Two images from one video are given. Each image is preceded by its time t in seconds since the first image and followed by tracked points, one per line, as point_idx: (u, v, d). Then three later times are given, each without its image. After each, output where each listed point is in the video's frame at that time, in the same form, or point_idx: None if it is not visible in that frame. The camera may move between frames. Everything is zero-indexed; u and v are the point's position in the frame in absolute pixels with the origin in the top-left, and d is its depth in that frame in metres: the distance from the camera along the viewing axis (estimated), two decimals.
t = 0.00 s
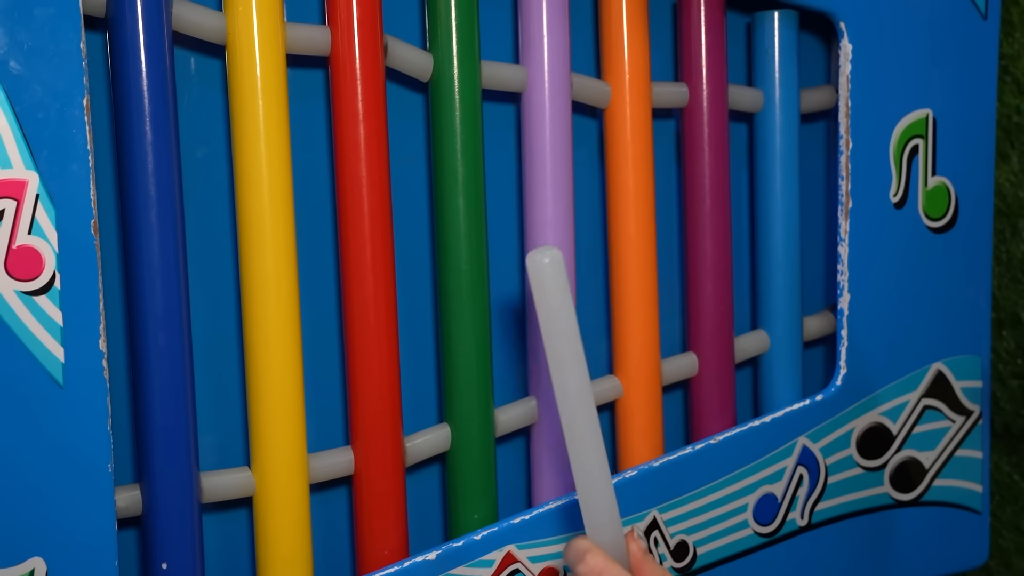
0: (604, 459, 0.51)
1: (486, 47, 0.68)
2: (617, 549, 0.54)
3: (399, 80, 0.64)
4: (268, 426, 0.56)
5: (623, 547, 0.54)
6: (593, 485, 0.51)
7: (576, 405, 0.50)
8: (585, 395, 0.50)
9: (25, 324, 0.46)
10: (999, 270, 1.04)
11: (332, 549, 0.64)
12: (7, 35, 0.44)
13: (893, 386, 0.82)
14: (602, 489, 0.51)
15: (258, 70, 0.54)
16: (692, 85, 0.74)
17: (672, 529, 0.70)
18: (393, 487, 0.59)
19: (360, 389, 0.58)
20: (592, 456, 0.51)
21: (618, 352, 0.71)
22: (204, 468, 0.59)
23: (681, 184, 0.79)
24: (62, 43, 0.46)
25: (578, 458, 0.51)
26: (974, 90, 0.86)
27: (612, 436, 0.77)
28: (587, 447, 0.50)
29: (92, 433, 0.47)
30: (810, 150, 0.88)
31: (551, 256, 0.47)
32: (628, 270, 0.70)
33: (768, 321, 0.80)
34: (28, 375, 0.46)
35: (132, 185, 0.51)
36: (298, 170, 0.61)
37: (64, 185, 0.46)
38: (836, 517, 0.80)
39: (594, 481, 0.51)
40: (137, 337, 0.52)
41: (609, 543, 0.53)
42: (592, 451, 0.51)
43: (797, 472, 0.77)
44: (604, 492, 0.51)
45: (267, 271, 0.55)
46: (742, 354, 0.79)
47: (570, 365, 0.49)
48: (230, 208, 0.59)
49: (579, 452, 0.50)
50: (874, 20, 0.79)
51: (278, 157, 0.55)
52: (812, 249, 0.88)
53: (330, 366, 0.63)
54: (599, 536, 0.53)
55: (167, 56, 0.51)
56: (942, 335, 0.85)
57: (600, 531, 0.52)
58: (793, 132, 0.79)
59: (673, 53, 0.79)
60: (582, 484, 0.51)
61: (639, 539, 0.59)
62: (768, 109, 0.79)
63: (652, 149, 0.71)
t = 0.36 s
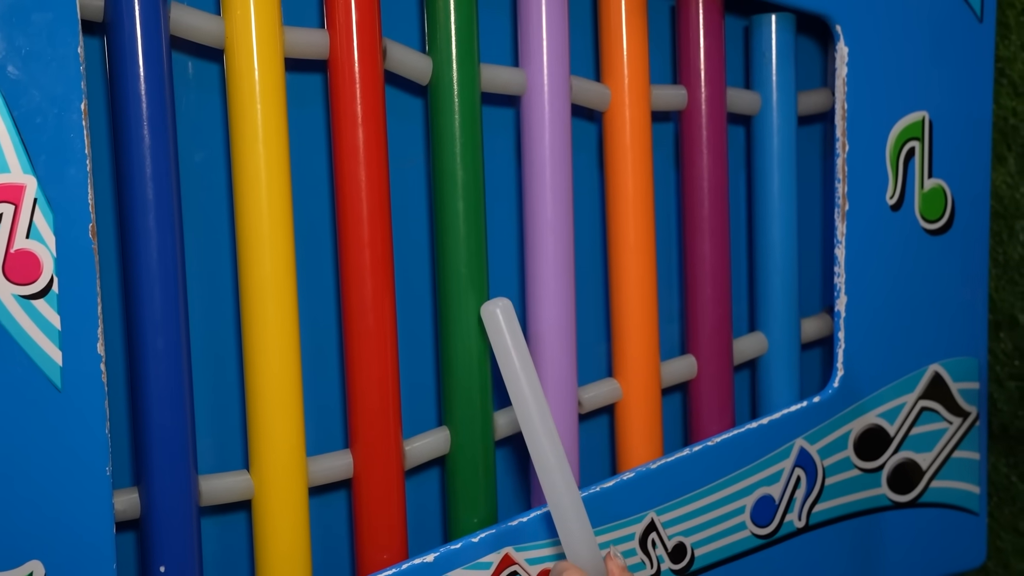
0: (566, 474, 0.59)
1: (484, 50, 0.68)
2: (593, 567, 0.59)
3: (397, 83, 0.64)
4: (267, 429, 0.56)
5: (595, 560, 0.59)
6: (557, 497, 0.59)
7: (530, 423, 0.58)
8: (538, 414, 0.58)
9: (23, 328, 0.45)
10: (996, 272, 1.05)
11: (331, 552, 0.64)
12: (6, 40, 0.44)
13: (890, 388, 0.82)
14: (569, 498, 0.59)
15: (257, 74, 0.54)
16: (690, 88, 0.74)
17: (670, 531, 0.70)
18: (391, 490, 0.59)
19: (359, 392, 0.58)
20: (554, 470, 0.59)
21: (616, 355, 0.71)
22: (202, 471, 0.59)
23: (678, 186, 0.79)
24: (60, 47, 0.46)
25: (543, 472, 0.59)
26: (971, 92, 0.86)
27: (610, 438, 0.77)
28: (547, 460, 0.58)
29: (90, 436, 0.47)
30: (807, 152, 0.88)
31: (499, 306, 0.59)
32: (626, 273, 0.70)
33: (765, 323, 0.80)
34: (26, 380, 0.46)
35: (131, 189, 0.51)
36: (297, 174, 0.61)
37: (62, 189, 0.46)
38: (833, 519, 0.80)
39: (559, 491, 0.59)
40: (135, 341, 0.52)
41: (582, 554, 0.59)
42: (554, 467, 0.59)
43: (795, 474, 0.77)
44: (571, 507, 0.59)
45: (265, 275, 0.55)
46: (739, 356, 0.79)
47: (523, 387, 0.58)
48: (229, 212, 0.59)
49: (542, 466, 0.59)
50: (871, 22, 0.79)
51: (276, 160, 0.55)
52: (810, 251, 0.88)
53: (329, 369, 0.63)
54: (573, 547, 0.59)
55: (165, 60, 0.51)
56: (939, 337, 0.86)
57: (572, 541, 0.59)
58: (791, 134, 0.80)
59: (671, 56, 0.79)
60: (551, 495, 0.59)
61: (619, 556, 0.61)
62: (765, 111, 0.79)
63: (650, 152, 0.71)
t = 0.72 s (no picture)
0: (572, 478, 0.60)
1: (485, 54, 0.69)
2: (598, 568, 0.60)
3: (398, 87, 0.65)
4: (269, 431, 0.56)
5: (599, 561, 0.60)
6: (564, 500, 0.60)
7: (537, 429, 0.59)
8: (545, 421, 0.59)
9: (27, 331, 0.46)
10: (998, 275, 1.05)
11: (333, 554, 0.64)
12: (9, 45, 0.45)
13: (892, 390, 0.82)
14: (574, 501, 0.60)
15: (259, 78, 0.54)
16: (690, 91, 0.75)
17: (671, 533, 0.70)
18: (393, 492, 0.59)
19: (360, 394, 0.59)
20: (561, 474, 0.60)
21: (617, 357, 0.72)
22: (205, 473, 0.59)
23: (679, 189, 0.79)
24: (64, 52, 0.46)
25: (550, 477, 0.60)
26: (972, 95, 0.86)
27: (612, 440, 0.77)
28: (554, 466, 0.59)
29: (93, 438, 0.47)
30: (808, 155, 0.88)
31: (507, 314, 0.59)
32: (627, 276, 0.71)
33: (767, 326, 0.81)
34: (30, 382, 0.46)
35: (134, 193, 0.51)
36: (299, 177, 0.61)
37: (66, 192, 0.46)
38: (835, 521, 0.80)
39: (566, 497, 0.60)
40: (138, 343, 0.52)
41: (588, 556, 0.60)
42: (561, 473, 0.59)
43: (796, 477, 0.77)
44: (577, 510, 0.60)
45: (267, 277, 0.55)
46: (740, 359, 0.79)
47: (529, 394, 0.59)
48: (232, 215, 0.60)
49: (550, 472, 0.60)
50: (871, 25, 0.79)
51: (278, 164, 0.55)
52: (811, 254, 0.89)
53: (331, 372, 0.63)
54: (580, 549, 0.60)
55: (168, 65, 0.52)
56: (941, 339, 0.86)
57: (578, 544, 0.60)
58: (791, 137, 0.80)
59: (672, 59, 0.79)
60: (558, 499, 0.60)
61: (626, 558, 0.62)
62: (766, 114, 0.80)
63: (651, 155, 0.71)
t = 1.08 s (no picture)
0: (615, 432, 0.58)
1: (486, 52, 0.69)
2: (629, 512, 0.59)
3: (399, 86, 0.65)
4: (270, 430, 0.56)
5: (633, 509, 0.59)
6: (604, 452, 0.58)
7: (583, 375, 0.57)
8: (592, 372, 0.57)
9: (28, 329, 0.46)
10: (998, 274, 1.05)
11: (335, 553, 0.64)
12: (10, 43, 0.45)
13: (893, 389, 0.82)
14: (613, 451, 0.58)
15: (260, 77, 0.54)
16: (692, 90, 0.75)
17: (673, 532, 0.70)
18: (396, 491, 0.59)
19: (362, 394, 0.59)
20: (604, 422, 0.57)
21: (618, 356, 0.72)
22: (207, 472, 0.59)
23: (681, 188, 0.79)
24: (66, 50, 0.46)
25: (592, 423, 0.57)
26: (973, 95, 0.86)
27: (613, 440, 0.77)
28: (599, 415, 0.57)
29: (95, 437, 0.47)
30: (809, 154, 0.88)
31: (563, 252, 0.57)
32: (628, 275, 0.71)
33: (767, 324, 0.81)
34: (31, 381, 0.46)
35: (135, 191, 0.51)
36: (300, 176, 0.61)
37: (67, 190, 0.46)
38: (836, 520, 0.80)
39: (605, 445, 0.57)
40: (139, 342, 0.52)
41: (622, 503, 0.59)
42: (603, 424, 0.57)
43: (797, 475, 0.77)
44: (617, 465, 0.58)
45: (269, 275, 0.55)
46: (742, 358, 0.79)
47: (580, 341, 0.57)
48: (233, 214, 0.60)
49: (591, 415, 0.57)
50: (873, 24, 0.79)
51: (280, 162, 0.55)
52: (812, 253, 0.89)
53: (332, 371, 0.63)
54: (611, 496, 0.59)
55: (169, 63, 0.51)
56: (942, 338, 0.86)
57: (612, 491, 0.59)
58: (792, 136, 0.80)
59: (673, 58, 0.79)
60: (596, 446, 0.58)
61: (653, 503, 0.62)
62: (767, 114, 0.80)
63: (653, 154, 0.71)
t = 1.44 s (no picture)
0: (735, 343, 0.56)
1: (488, 52, 0.69)
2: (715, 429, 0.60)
3: (401, 85, 0.65)
4: (271, 430, 0.56)
5: (720, 426, 0.60)
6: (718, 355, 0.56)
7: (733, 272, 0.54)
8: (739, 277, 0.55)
9: (30, 329, 0.46)
10: (999, 275, 1.05)
11: (336, 552, 0.64)
12: (12, 43, 0.45)
13: (894, 389, 0.82)
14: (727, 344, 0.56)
15: (262, 76, 0.54)
16: (693, 90, 0.75)
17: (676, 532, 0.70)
18: (397, 491, 0.59)
19: (364, 393, 0.59)
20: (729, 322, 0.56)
21: (619, 355, 0.72)
22: (208, 472, 0.59)
23: (682, 188, 0.79)
24: (67, 49, 0.46)
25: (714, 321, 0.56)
26: (974, 95, 0.86)
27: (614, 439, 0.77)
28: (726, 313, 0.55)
29: (96, 437, 0.47)
30: (810, 154, 0.88)
31: (762, 134, 0.52)
32: (629, 275, 0.70)
33: (769, 324, 0.81)
34: (32, 380, 0.46)
35: (137, 191, 0.51)
36: (301, 176, 0.61)
37: (69, 190, 0.46)
38: (836, 520, 0.80)
39: (721, 344, 0.56)
40: (141, 341, 0.52)
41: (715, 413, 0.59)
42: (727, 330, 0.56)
43: (798, 476, 0.77)
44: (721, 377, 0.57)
45: (270, 275, 0.55)
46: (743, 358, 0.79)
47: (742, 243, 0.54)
48: (234, 213, 0.60)
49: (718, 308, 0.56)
50: (874, 24, 0.79)
51: (281, 162, 0.55)
52: (813, 253, 0.89)
53: (333, 371, 0.63)
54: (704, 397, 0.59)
55: (171, 62, 0.51)
56: (943, 338, 0.86)
57: (704, 398, 0.59)
58: (794, 136, 0.80)
59: (674, 58, 0.79)
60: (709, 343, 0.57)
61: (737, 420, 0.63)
62: (768, 114, 0.80)
63: (654, 154, 0.71)
